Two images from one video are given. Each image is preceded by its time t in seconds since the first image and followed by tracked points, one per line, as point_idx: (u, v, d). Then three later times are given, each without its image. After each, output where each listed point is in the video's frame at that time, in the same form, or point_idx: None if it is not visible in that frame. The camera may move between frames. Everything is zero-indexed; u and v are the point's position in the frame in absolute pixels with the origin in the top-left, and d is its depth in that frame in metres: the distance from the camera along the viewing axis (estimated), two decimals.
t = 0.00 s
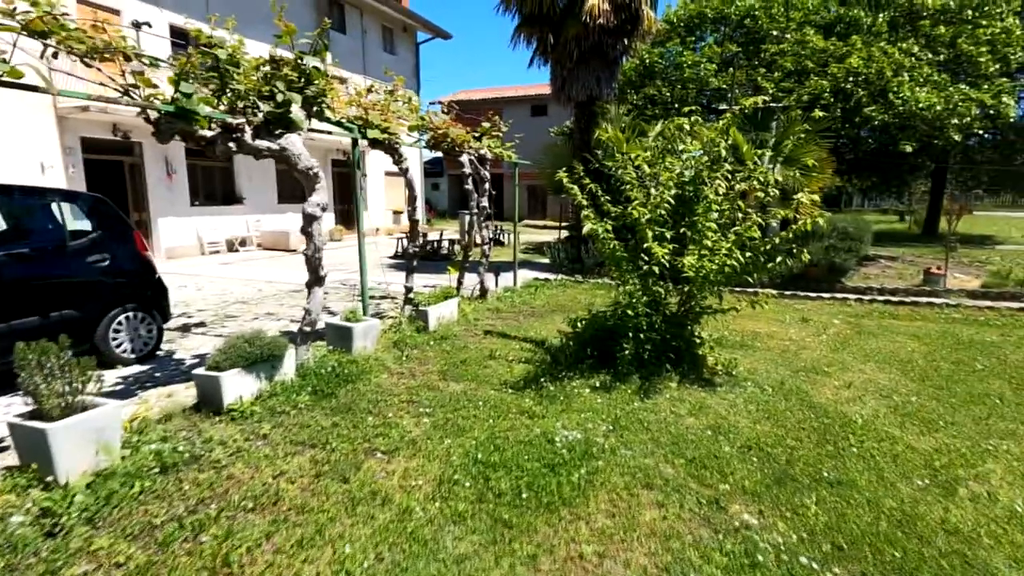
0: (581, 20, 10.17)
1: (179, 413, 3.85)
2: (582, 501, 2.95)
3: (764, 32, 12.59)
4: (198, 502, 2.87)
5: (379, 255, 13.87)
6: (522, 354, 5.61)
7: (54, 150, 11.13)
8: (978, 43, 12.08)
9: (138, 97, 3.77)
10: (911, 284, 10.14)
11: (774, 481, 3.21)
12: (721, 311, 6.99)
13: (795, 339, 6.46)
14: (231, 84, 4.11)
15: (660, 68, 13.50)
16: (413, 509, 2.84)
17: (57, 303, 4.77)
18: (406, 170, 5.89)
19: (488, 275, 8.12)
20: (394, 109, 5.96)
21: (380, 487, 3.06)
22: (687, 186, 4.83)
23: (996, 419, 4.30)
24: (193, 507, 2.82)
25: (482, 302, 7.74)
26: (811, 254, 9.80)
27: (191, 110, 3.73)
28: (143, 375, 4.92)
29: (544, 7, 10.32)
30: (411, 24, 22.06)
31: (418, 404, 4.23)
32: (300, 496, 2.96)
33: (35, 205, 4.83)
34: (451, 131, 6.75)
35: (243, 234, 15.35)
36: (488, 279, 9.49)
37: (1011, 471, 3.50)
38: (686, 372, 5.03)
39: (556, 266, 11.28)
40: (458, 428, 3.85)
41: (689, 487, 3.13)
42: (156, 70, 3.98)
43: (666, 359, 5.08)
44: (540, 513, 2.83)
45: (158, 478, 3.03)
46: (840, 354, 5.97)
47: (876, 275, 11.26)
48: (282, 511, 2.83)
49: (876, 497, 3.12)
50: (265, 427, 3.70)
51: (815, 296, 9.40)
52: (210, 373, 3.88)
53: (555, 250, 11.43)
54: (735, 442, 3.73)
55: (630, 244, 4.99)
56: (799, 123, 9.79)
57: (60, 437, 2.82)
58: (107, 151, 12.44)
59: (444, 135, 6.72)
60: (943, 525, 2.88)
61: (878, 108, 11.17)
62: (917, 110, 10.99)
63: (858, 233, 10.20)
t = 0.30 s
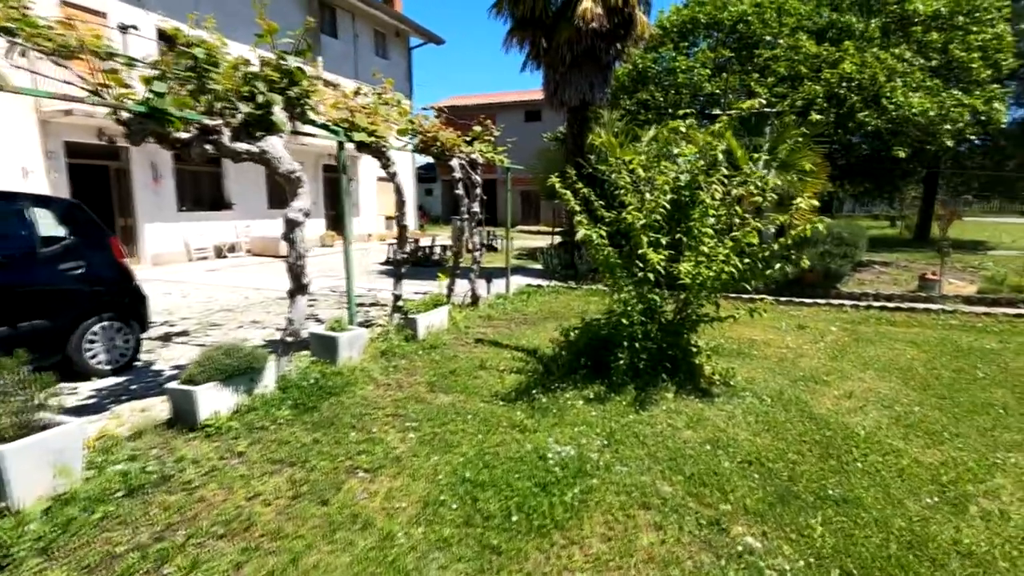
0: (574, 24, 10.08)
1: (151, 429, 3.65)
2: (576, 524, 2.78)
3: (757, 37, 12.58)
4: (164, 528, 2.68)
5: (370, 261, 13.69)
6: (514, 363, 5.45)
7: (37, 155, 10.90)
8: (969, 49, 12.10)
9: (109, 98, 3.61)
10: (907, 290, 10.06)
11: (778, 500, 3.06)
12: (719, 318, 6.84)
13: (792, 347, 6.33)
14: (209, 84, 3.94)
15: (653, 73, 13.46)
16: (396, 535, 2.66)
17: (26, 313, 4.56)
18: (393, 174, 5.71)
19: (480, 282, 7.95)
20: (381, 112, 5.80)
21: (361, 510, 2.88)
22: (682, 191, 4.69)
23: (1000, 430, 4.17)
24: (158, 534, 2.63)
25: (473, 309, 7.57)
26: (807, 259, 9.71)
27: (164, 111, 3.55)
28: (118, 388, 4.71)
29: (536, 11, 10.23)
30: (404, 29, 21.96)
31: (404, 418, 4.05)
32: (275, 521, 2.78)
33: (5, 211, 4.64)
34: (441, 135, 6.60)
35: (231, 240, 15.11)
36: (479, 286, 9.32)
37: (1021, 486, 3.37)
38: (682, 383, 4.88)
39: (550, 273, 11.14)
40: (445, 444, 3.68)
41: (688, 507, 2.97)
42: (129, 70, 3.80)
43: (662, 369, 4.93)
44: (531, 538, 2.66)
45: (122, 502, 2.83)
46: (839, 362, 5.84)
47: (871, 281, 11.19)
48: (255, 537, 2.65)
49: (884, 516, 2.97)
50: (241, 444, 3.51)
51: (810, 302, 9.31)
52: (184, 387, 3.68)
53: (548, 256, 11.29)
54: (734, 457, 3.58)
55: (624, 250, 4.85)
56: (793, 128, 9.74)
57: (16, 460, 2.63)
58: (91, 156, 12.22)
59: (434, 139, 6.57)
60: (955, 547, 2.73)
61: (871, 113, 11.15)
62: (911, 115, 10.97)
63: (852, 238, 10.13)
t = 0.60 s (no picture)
0: (549, 22, 9.97)
1: (97, 444, 3.44)
2: (544, 538, 2.67)
3: (731, 37, 12.67)
4: (101, 553, 2.50)
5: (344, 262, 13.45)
6: (487, 367, 5.32)
7: None
8: (935, 51, 12.33)
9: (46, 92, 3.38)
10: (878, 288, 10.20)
11: (750, 506, 2.99)
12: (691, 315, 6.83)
13: (765, 347, 6.33)
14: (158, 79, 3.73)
15: (629, 73, 13.46)
16: (353, 554, 2.52)
17: None
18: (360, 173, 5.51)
19: (453, 283, 7.80)
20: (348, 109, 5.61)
21: (318, 528, 2.73)
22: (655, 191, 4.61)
23: (968, 428, 4.19)
24: (94, 561, 2.45)
25: (447, 311, 7.43)
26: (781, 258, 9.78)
27: (106, 106, 3.34)
28: (67, 398, 4.46)
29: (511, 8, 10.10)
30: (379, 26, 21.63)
31: (369, 427, 3.90)
32: (224, 542, 2.62)
33: None
34: (411, 133, 6.44)
35: (200, 240, 14.69)
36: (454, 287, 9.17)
37: (990, 485, 3.36)
38: (656, 385, 4.81)
39: (526, 272, 11.04)
40: (412, 453, 3.54)
41: (659, 516, 2.88)
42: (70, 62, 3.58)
43: (636, 372, 4.86)
44: (496, 555, 2.54)
45: (57, 526, 2.64)
46: (812, 361, 5.85)
47: (843, 279, 11.34)
48: (202, 561, 2.48)
49: (856, 520, 2.93)
50: (194, 458, 3.33)
51: (784, 300, 9.37)
52: (133, 399, 3.49)
53: (525, 256, 11.19)
54: (707, 462, 3.51)
55: (596, 251, 4.76)
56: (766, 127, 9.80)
57: None
58: (50, 154, 11.71)
59: (403, 137, 6.40)
60: (927, 551, 2.70)
61: (842, 113, 11.29)
62: (881, 116, 11.13)
63: (825, 237, 10.24)
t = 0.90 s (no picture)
0: (515, 18, 9.90)
1: (24, 456, 3.28)
2: (485, 543, 2.62)
3: (697, 36, 12.81)
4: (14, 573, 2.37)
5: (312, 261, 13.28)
6: (446, 367, 5.26)
7: None
8: (894, 51, 12.63)
9: None
10: (839, 284, 10.41)
11: (695, 505, 2.99)
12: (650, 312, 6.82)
13: (726, 343, 6.39)
14: (88, 72, 3.57)
15: (597, 71, 13.51)
16: (284, 567, 2.44)
17: None
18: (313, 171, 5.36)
19: (417, 282, 7.70)
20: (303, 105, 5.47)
21: (251, 538, 2.64)
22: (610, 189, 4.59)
23: (914, 420, 4.28)
24: None
25: (410, 311, 7.34)
26: (744, 255, 9.93)
27: (28, 101, 3.18)
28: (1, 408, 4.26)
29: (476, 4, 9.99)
30: (347, 21, 21.29)
31: (317, 432, 3.80)
32: (149, 556, 2.51)
33: None
34: (369, 130, 6.32)
35: (163, 240, 14.28)
36: (421, 286, 9.08)
37: (931, 478, 3.43)
38: (614, 383, 4.81)
39: (496, 271, 11.02)
40: (358, 458, 3.46)
41: (604, 517, 2.86)
42: None
43: (593, 370, 4.86)
44: (433, 562, 2.48)
45: None
46: (770, 357, 5.91)
47: (807, 275, 11.56)
48: None
49: (798, 517, 2.95)
50: (127, 468, 3.19)
51: (749, 297, 9.49)
52: (62, 408, 3.34)
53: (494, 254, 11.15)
54: (658, 461, 3.51)
55: (552, 250, 4.73)
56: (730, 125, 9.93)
57: None
58: None
59: (361, 134, 6.29)
60: (864, 545, 2.72)
61: (805, 113, 11.51)
62: (842, 114, 11.38)
63: (788, 234, 10.41)
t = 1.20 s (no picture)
0: (476, 14, 9.84)
1: None
2: (404, 542, 2.59)
3: (662, 34, 12.93)
4: None
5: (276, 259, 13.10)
6: (396, 365, 5.21)
7: None
8: (852, 51, 12.92)
9: None
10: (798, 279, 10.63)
11: (623, 499, 3.01)
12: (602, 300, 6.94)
13: (679, 337, 6.46)
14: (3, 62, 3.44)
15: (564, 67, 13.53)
16: (193, 570, 2.38)
17: None
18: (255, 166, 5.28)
19: (375, 280, 7.61)
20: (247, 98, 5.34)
21: (164, 542, 2.58)
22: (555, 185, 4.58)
23: (849, 412, 4.39)
24: None
25: (367, 308, 7.25)
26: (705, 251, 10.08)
27: None
28: None
29: None
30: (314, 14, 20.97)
31: (252, 432, 3.73)
32: (54, 563, 2.43)
33: None
34: (317, 125, 6.22)
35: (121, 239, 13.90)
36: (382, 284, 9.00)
37: (858, 467, 3.51)
38: (561, 379, 4.81)
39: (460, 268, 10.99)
40: (290, 458, 3.40)
41: (530, 513, 2.86)
42: None
43: (541, 366, 4.86)
44: (349, 562, 2.45)
45: None
46: (720, 351, 5.99)
47: (768, 270, 11.77)
48: None
49: (722, 508, 2.98)
50: (44, 473, 3.09)
51: (709, 292, 9.62)
52: None
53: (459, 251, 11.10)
54: (594, 455, 3.51)
55: (498, 246, 4.71)
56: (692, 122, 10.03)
57: None
58: None
59: (310, 129, 6.23)
60: (782, 534, 2.77)
61: (766, 111, 11.69)
62: (801, 112, 11.60)
63: (748, 230, 10.57)
